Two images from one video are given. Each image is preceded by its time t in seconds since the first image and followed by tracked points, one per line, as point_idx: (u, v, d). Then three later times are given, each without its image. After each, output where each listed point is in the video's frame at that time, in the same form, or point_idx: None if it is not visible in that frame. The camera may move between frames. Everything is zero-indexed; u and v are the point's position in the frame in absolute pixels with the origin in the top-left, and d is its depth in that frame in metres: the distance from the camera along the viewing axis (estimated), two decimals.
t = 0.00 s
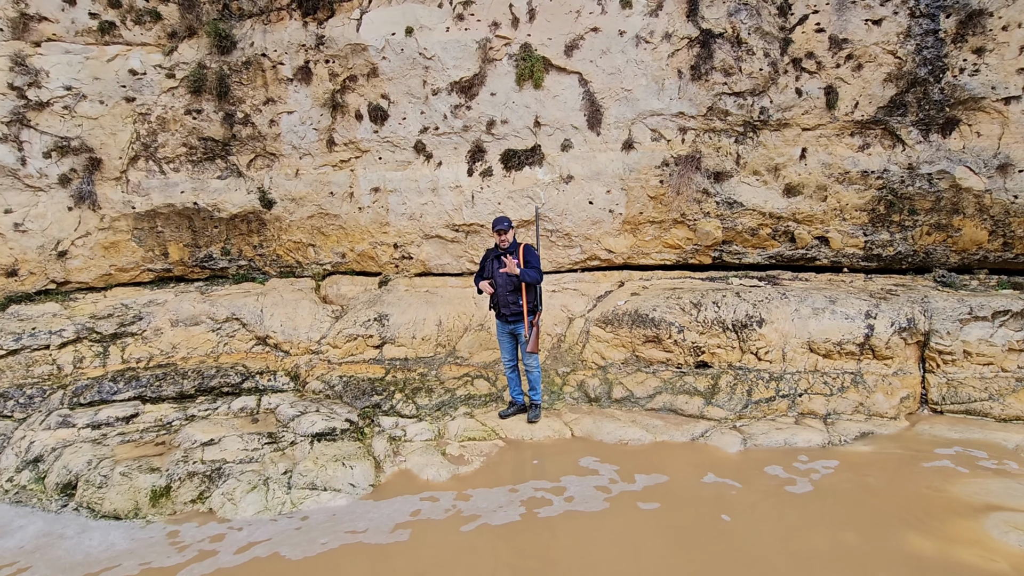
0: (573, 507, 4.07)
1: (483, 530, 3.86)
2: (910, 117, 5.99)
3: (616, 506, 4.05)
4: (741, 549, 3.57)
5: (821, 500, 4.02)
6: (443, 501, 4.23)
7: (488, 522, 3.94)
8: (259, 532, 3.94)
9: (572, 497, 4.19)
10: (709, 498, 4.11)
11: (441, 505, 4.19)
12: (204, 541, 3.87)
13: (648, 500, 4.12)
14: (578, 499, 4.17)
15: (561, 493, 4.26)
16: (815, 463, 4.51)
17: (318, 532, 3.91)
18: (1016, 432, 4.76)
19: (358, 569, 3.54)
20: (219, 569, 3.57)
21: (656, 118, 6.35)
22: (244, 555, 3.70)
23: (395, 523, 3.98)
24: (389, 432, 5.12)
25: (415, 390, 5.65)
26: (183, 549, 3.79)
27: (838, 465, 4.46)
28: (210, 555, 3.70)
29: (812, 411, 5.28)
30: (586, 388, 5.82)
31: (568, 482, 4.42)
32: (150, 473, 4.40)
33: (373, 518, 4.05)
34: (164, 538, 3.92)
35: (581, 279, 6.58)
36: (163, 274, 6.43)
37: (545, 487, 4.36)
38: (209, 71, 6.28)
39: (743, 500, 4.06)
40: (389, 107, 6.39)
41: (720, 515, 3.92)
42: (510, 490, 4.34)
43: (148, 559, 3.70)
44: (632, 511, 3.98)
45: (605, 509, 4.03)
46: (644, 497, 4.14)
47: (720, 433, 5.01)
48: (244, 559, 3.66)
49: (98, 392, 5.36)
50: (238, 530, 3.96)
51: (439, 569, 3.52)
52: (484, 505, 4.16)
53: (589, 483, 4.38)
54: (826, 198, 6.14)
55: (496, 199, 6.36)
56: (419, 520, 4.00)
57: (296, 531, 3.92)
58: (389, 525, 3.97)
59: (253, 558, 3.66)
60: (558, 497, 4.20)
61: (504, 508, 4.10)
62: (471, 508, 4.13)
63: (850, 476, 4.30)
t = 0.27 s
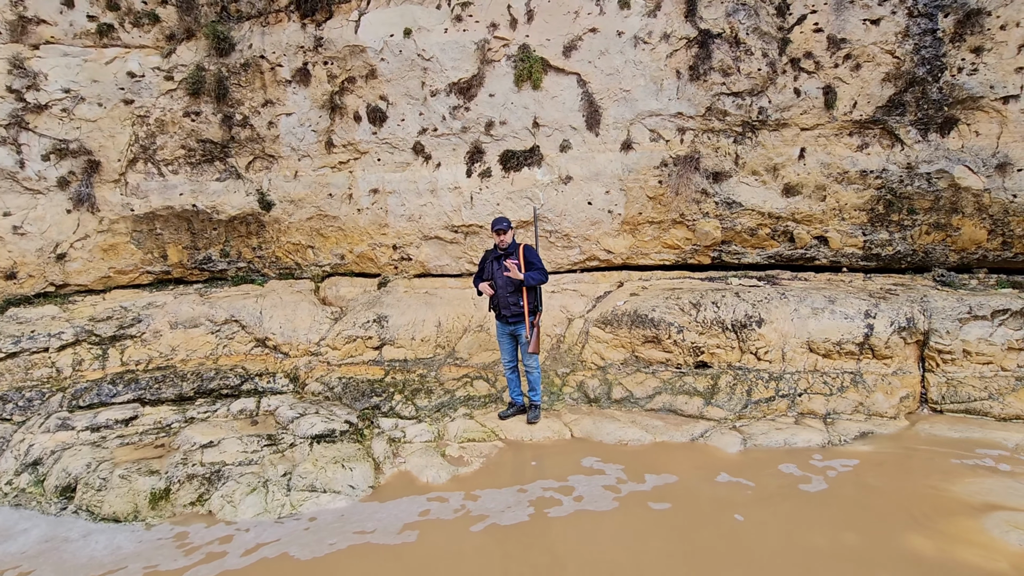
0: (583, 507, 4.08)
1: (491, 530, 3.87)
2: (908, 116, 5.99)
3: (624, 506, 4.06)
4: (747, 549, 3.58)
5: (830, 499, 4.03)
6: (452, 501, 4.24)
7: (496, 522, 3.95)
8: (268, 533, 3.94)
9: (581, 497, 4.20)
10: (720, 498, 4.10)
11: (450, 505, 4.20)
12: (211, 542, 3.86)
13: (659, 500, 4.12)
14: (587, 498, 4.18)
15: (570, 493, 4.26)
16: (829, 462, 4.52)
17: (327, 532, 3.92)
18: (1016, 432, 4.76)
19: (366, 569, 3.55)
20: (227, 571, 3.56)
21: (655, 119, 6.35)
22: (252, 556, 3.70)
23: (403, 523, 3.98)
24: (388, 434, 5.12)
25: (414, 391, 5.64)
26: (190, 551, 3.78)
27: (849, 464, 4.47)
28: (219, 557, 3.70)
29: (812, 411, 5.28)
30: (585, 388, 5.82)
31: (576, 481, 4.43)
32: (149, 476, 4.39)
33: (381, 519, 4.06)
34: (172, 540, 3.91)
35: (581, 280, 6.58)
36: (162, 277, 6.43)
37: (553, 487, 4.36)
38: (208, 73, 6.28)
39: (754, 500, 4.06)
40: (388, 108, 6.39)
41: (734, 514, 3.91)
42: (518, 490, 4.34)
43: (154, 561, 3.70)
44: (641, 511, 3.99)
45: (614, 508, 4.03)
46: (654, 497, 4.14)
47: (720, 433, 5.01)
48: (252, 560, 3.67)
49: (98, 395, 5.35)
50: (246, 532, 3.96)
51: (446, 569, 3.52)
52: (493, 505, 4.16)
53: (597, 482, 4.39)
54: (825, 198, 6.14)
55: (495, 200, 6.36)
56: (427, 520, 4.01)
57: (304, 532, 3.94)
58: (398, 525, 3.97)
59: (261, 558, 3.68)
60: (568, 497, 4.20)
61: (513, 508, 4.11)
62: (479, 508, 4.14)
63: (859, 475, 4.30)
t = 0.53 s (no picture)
0: (592, 505, 4.08)
1: (500, 529, 3.87)
2: (906, 115, 5.99)
3: (633, 505, 4.06)
4: (754, 548, 3.58)
5: (839, 497, 4.03)
6: (461, 501, 4.24)
7: (504, 521, 3.96)
8: (276, 533, 3.94)
9: (589, 495, 4.20)
10: (730, 496, 4.11)
11: (458, 504, 4.21)
12: (218, 544, 3.86)
13: (669, 498, 4.12)
14: (596, 497, 4.18)
15: (579, 492, 4.27)
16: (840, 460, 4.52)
17: (334, 532, 3.92)
18: (1015, 429, 4.77)
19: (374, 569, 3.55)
20: (234, 572, 3.56)
21: (653, 118, 6.35)
22: (260, 557, 3.71)
23: (411, 523, 3.98)
24: (387, 434, 5.11)
25: (413, 391, 5.64)
26: (196, 553, 3.77)
27: (858, 462, 4.47)
28: (227, 558, 3.70)
29: (811, 410, 5.28)
30: (585, 388, 5.81)
31: (583, 480, 4.43)
32: (148, 478, 4.39)
33: (388, 519, 4.06)
34: (178, 541, 3.91)
35: (579, 279, 6.58)
36: (160, 278, 6.42)
37: (561, 486, 4.37)
38: (205, 74, 6.28)
39: (764, 498, 4.07)
40: (386, 109, 6.38)
41: (746, 513, 3.92)
42: (526, 490, 4.34)
43: (159, 563, 3.69)
44: (649, 510, 3.99)
45: (623, 507, 4.04)
46: (664, 496, 4.15)
47: (719, 432, 5.01)
48: (259, 561, 3.67)
49: (96, 396, 5.35)
50: (253, 533, 3.96)
51: (453, 569, 3.52)
52: (500, 505, 4.16)
53: (604, 481, 4.39)
54: (823, 197, 6.14)
55: (493, 200, 6.35)
56: (435, 520, 4.02)
57: (312, 531, 3.95)
58: (405, 525, 3.97)
59: (269, 558, 3.69)
60: (576, 496, 4.20)
61: (520, 508, 4.11)
62: (487, 508, 4.14)
63: (867, 473, 4.31)
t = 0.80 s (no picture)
0: (601, 503, 4.08)
1: (509, 527, 3.88)
2: (903, 113, 5.99)
3: (642, 503, 4.06)
4: (762, 546, 3.58)
5: (848, 494, 4.03)
6: (468, 499, 4.25)
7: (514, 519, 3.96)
8: (284, 533, 3.94)
9: (598, 493, 4.21)
10: (741, 494, 4.11)
11: (466, 502, 4.21)
12: (226, 544, 3.86)
13: (679, 496, 4.13)
14: (605, 495, 4.19)
15: (587, 490, 4.27)
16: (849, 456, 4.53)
17: (342, 531, 3.92)
18: (1013, 426, 4.77)
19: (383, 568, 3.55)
20: (242, 572, 3.56)
21: (651, 117, 6.35)
22: (268, 556, 3.71)
23: (418, 523, 3.98)
24: (386, 435, 5.11)
25: (412, 392, 5.63)
26: (202, 554, 3.76)
27: (866, 458, 4.47)
28: (235, 558, 3.70)
29: (809, 408, 5.28)
30: (584, 387, 5.81)
31: (590, 478, 4.44)
32: (146, 480, 4.38)
33: (395, 518, 4.05)
34: (183, 542, 3.90)
35: (578, 278, 6.57)
36: (158, 279, 6.40)
37: (568, 483, 4.38)
38: (202, 75, 6.26)
39: (775, 495, 4.07)
40: (384, 108, 6.38)
41: (758, 510, 3.92)
42: (534, 488, 4.34)
43: (164, 564, 3.69)
44: (658, 508, 3.99)
45: (631, 505, 4.04)
46: (675, 494, 4.15)
47: (718, 431, 5.02)
48: (267, 560, 3.68)
49: (94, 398, 5.34)
50: (260, 533, 3.95)
51: (459, 568, 3.52)
52: (508, 503, 4.16)
53: (612, 479, 4.40)
54: (821, 195, 6.15)
55: (492, 200, 6.35)
56: (443, 519, 4.02)
57: (320, 530, 3.96)
58: (413, 525, 3.97)
59: (278, 557, 3.69)
60: (585, 494, 4.21)
61: (529, 506, 4.10)
62: (495, 506, 4.14)
63: (876, 470, 4.31)
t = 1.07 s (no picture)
0: (609, 502, 4.09)
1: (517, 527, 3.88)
2: (899, 113, 6.02)
3: (651, 501, 4.07)
4: (769, 544, 3.59)
5: (854, 492, 4.05)
6: (475, 499, 4.26)
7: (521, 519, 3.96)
8: (290, 534, 3.95)
9: (606, 492, 4.21)
10: (750, 492, 4.12)
11: (473, 502, 4.21)
12: (231, 546, 3.86)
13: (688, 495, 4.13)
14: (612, 494, 4.19)
15: (594, 489, 4.28)
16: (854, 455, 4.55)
17: (349, 531, 3.93)
18: (1009, 425, 4.79)
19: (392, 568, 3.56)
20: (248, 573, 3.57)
21: (647, 118, 6.36)
22: (274, 557, 3.72)
23: (424, 523, 3.98)
24: (384, 436, 5.10)
25: (410, 393, 5.63)
26: (207, 557, 3.76)
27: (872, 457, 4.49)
28: (240, 561, 3.70)
29: (807, 407, 5.29)
30: (581, 388, 5.81)
31: (596, 477, 4.44)
32: (143, 482, 4.36)
33: (401, 519, 4.05)
34: (187, 545, 3.89)
35: (575, 279, 6.58)
36: (154, 281, 6.39)
37: (574, 482, 4.38)
38: (198, 76, 6.25)
39: (783, 494, 4.08)
40: (380, 110, 6.37)
41: (769, 509, 3.93)
42: (541, 488, 4.35)
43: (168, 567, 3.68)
44: (665, 507, 4.00)
45: (639, 504, 4.04)
46: (683, 493, 4.16)
47: (716, 430, 5.02)
48: (274, 560, 3.69)
49: (91, 401, 5.32)
50: (265, 535, 3.95)
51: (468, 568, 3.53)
52: (515, 502, 4.17)
53: (618, 478, 4.40)
54: (818, 195, 6.17)
55: (489, 201, 6.35)
56: (451, 518, 4.02)
57: (327, 530, 3.96)
58: (419, 525, 3.97)
59: (284, 558, 3.71)
60: (593, 493, 4.22)
61: (535, 506, 4.11)
62: (502, 506, 4.14)
63: (881, 468, 4.32)
